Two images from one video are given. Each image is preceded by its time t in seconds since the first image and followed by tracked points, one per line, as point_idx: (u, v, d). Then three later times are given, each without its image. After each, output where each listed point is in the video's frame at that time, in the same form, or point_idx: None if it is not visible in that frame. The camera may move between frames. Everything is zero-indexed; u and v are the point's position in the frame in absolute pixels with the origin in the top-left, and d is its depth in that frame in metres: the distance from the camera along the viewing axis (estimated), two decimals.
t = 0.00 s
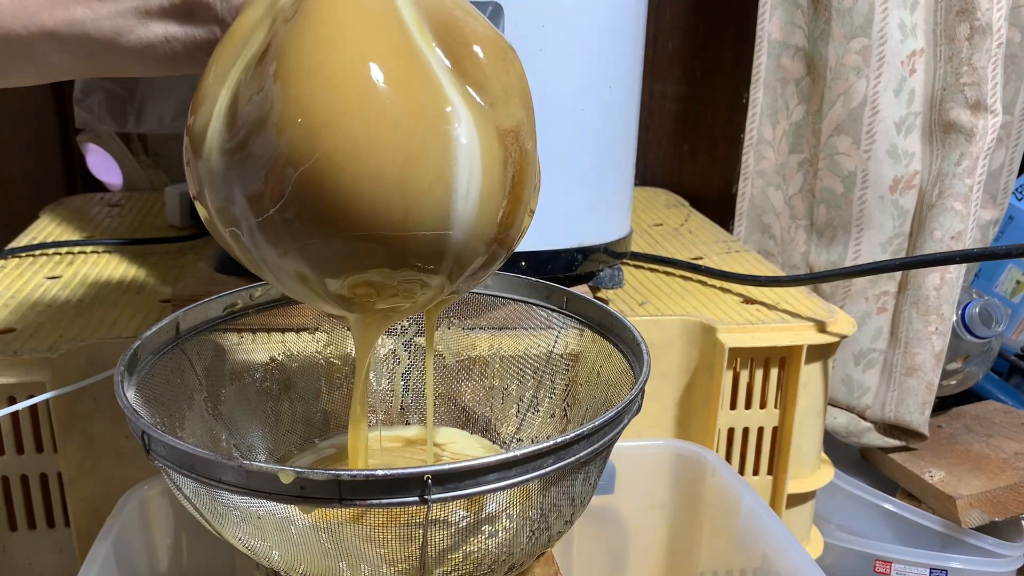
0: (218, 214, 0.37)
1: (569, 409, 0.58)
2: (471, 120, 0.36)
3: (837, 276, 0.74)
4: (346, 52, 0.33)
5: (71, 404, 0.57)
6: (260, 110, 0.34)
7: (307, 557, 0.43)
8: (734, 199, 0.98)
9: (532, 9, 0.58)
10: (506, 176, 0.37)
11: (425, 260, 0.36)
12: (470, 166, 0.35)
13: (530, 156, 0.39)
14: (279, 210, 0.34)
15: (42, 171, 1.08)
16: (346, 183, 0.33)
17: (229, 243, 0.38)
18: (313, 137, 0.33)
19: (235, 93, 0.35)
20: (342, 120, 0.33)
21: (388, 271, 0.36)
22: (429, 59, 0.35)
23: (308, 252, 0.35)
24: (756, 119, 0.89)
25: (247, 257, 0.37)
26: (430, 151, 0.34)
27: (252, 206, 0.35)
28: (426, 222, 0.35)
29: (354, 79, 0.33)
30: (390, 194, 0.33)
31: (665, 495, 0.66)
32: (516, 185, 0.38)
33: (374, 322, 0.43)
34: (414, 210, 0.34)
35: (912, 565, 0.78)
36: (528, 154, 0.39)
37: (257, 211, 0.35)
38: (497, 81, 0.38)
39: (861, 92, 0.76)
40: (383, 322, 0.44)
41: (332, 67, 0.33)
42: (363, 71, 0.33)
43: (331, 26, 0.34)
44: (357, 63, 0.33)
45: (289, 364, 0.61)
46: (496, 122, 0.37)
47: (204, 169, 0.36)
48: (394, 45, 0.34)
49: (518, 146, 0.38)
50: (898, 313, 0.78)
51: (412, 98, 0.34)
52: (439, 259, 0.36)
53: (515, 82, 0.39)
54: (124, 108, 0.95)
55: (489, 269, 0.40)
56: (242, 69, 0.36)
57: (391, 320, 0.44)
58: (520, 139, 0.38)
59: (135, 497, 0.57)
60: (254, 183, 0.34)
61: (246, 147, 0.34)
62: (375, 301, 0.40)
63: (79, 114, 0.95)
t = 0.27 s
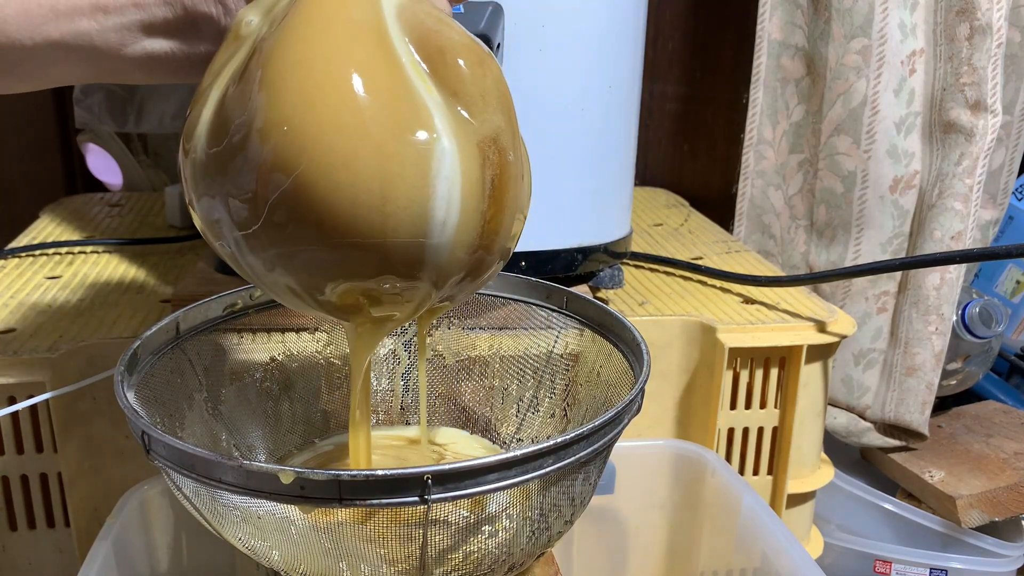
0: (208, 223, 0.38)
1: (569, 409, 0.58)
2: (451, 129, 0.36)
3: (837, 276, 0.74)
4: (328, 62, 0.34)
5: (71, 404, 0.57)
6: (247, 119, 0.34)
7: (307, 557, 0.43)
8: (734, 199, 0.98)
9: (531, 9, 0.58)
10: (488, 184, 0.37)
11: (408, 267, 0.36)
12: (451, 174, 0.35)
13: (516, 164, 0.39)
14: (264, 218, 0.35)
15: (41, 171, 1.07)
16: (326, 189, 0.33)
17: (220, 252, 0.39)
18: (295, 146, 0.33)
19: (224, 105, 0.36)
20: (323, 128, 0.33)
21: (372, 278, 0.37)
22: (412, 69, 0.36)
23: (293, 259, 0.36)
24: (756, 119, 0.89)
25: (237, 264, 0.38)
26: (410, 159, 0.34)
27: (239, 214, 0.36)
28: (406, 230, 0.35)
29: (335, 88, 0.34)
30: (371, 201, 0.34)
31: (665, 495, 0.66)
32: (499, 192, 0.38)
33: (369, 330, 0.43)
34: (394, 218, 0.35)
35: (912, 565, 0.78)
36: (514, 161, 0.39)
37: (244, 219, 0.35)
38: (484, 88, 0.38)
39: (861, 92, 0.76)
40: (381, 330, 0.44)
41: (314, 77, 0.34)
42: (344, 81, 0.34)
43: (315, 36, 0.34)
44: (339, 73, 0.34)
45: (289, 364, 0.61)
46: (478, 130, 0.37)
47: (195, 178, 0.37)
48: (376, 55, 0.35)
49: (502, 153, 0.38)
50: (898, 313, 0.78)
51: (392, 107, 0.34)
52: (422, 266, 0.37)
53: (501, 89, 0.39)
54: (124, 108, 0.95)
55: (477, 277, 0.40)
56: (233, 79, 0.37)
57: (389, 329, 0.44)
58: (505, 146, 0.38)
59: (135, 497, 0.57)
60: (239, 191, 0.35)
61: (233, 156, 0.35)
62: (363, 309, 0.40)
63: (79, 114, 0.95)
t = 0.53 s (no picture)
0: (215, 226, 0.38)
1: (569, 409, 0.58)
2: (454, 132, 0.36)
3: (837, 276, 0.74)
4: (331, 66, 0.34)
5: (71, 404, 0.57)
6: (251, 123, 0.34)
7: (307, 557, 0.43)
8: (734, 199, 0.98)
9: (531, 9, 0.58)
10: (491, 186, 0.37)
11: (412, 269, 0.36)
12: (454, 177, 0.36)
13: (518, 166, 0.39)
14: (268, 221, 0.35)
15: (41, 170, 1.07)
16: (331, 193, 0.33)
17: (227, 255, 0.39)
18: (299, 149, 0.33)
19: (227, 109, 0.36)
20: (327, 132, 0.33)
21: (377, 280, 0.37)
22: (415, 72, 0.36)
23: (298, 262, 0.36)
24: (756, 119, 0.89)
25: (244, 267, 0.38)
26: (414, 161, 0.34)
27: (244, 218, 0.36)
28: (410, 232, 0.35)
29: (339, 92, 0.34)
30: (376, 204, 0.34)
31: (665, 495, 0.66)
32: (501, 193, 0.38)
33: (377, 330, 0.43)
34: (399, 221, 0.35)
35: (912, 565, 0.78)
36: (516, 163, 0.39)
37: (250, 223, 0.36)
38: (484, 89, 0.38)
39: (861, 92, 0.76)
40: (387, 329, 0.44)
41: (317, 81, 0.34)
42: (347, 84, 0.34)
43: (318, 39, 0.34)
44: (342, 76, 0.34)
45: (289, 364, 0.61)
46: (481, 132, 0.37)
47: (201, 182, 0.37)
48: (379, 58, 0.35)
49: (503, 153, 0.38)
50: (898, 313, 0.78)
51: (395, 111, 0.34)
52: (427, 268, 0.37)
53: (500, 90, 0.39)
54: (124, 108, 0.95)
55: (482, 279, 0.40)
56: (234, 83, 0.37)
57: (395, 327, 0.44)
58: (507, 148, 0.38)
59: (135, 497, 0.57)
60: (245, 194, 0.35)
61: (238, 161, 0.35)
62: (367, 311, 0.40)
63: (79, 114, 0.95)
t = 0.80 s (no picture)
0: (212, 232, 0.38)
1: (569, 409, 0.58)
2: (451, 140, 0.36)
3: (837, 276, 0.74)
4: (329, 74, 0.34)
5: (71, 404, 0.57)
6: (251, 131, 0.34)
7: (307, 557, 0.43)
8: (734, 199, 0.98)
9: (531, 9, 0.58)
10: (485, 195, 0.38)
11: (410, 276, 0.36)
12: (451, 185, 0.36)
13: (511, 174, 0.40)
14: (267, 229, 0.35)
15: (41, 170, 1.08)
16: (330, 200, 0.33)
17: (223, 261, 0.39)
18: (299, 158, 0.33)
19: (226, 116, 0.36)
20: (326, 139, 0.33)
21: (375, 287, 0.37)
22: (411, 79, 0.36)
23: (296, 269, 0.36)
24: (756, 119, 0.89)
25: (241, 273, 0.38)
26: (412, 169, 0.34)
27: (245, 226, 0.36)
28: (409, 240, 0.35)
29: (337, 99, 0.34)
30: (375, 212, 0.34)
31: (665, 495, 0.66)
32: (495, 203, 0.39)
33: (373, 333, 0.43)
34: (398, 229, 0.35)
35: (912, 565, 0.78)
36: (509, 173, 0.40)
37: (249, 230, 0.36)
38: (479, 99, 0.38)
39: (861, 92, 0.76)
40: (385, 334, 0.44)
41: (316, 89, 0.34)
42: (346, 92, 0.34)
43: (316, 46, 0.34)
44: (340, 84, 0.34)
45: (289, 364, 0.61)
46: (476, 142, 0.38)
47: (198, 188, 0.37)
48: (377, 66, 0.35)
49: (496, 163, 0.39)
50: (898, 313, 0.78)
51: (393, 118, 0.35)
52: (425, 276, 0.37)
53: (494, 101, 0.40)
54: (124, 108, 0.95)
55: (477, 282, 0.41)
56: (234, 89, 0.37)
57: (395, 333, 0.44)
58: (500, 157, 0.39)
59: (135, 497, 0.57)
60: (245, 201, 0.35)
61: (237, 168, 0.35)
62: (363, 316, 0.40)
63: (79, 114, 0.95)
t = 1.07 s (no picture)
0: (216, 244, 0.38)
1: (569, 409, 0.58)
2: (454, 157, 0.36)
3: (837, 276, 0.74)
4: (333, 89, 0.34)
5: (71, 405, 0.57)
6: (257, 146, 0.35)
7: (307, 557, 0.43)
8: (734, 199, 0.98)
9: (531, 10, 0.58)
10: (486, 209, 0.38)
11: (413, 290, 0.37)
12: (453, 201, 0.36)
13: (512, 187, 0.40)
14: (273, 244, 0.35)
15: (41, 170, 1.08)
16: (335, 216, 0.34)
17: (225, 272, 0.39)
18: (305, 175, 0.33)
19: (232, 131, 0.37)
20: (331, 156, 0.33)
21: (379, 300, 0.37)
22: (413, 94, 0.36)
23: (301, 282, 0.36)
24: (756, 119, 0.89)
25: (245, 285, 0.38)
26: (416, 186, 0.35)
27: (250, 240, 0.36)
28: (412, 255, 0.35)
29: (342, 116, 0.34)
30: (379, 228, 0.34)
31: (665, 495, 0.66)
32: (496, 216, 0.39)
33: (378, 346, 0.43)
34: (402, 245, 0.35)
35: (912, 565, 0.78)
36: (509, 187, 0.40)
37: (255, 245, 0.36)
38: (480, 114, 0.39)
39: (861, 92, 0.76)
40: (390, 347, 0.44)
41: (320, 104, 0.34)
42: (350, 108, 0.34)
43: (319, 60, 0.34)
44: (346, 101, 0.34)
45: (289, 364, 0.61)
46: (477, 157, 0.38)
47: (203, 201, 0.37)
48: (380, 81, 0.35)
49: (497, 176, 0.39)
50: (898, 313, 0.78)
51: (396, 135, 0.35)
52: (428, 290, 0.37)
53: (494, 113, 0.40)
54: (124, 108, 0.95)
55: (479, 294, 0.41)
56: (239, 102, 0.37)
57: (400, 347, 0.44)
58: (501, 171, 0.39)
59: (135, 497, 0.57)
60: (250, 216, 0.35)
61: (243, 183, 0.35)
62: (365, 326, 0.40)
63: (79, 114, 0.95)
